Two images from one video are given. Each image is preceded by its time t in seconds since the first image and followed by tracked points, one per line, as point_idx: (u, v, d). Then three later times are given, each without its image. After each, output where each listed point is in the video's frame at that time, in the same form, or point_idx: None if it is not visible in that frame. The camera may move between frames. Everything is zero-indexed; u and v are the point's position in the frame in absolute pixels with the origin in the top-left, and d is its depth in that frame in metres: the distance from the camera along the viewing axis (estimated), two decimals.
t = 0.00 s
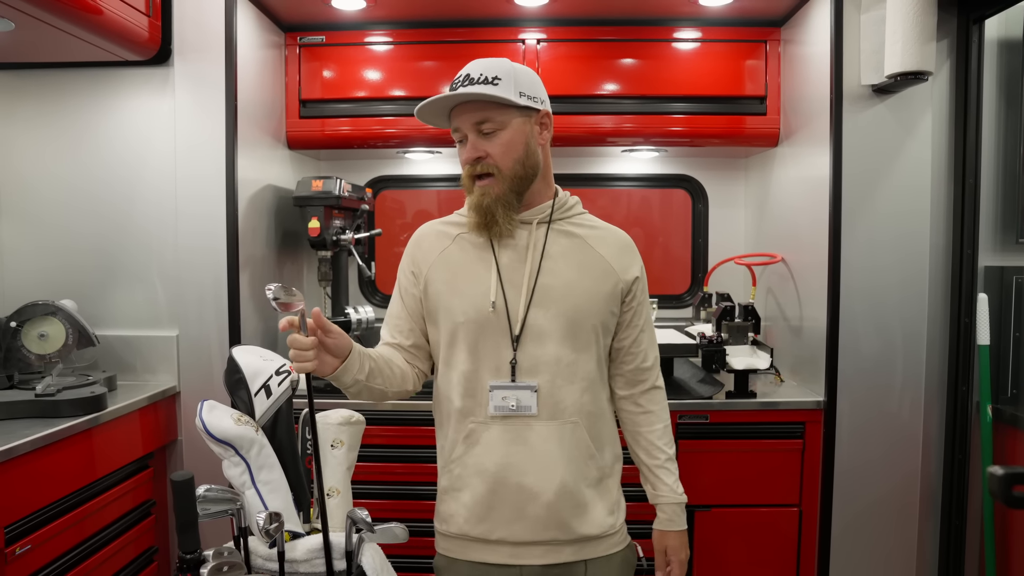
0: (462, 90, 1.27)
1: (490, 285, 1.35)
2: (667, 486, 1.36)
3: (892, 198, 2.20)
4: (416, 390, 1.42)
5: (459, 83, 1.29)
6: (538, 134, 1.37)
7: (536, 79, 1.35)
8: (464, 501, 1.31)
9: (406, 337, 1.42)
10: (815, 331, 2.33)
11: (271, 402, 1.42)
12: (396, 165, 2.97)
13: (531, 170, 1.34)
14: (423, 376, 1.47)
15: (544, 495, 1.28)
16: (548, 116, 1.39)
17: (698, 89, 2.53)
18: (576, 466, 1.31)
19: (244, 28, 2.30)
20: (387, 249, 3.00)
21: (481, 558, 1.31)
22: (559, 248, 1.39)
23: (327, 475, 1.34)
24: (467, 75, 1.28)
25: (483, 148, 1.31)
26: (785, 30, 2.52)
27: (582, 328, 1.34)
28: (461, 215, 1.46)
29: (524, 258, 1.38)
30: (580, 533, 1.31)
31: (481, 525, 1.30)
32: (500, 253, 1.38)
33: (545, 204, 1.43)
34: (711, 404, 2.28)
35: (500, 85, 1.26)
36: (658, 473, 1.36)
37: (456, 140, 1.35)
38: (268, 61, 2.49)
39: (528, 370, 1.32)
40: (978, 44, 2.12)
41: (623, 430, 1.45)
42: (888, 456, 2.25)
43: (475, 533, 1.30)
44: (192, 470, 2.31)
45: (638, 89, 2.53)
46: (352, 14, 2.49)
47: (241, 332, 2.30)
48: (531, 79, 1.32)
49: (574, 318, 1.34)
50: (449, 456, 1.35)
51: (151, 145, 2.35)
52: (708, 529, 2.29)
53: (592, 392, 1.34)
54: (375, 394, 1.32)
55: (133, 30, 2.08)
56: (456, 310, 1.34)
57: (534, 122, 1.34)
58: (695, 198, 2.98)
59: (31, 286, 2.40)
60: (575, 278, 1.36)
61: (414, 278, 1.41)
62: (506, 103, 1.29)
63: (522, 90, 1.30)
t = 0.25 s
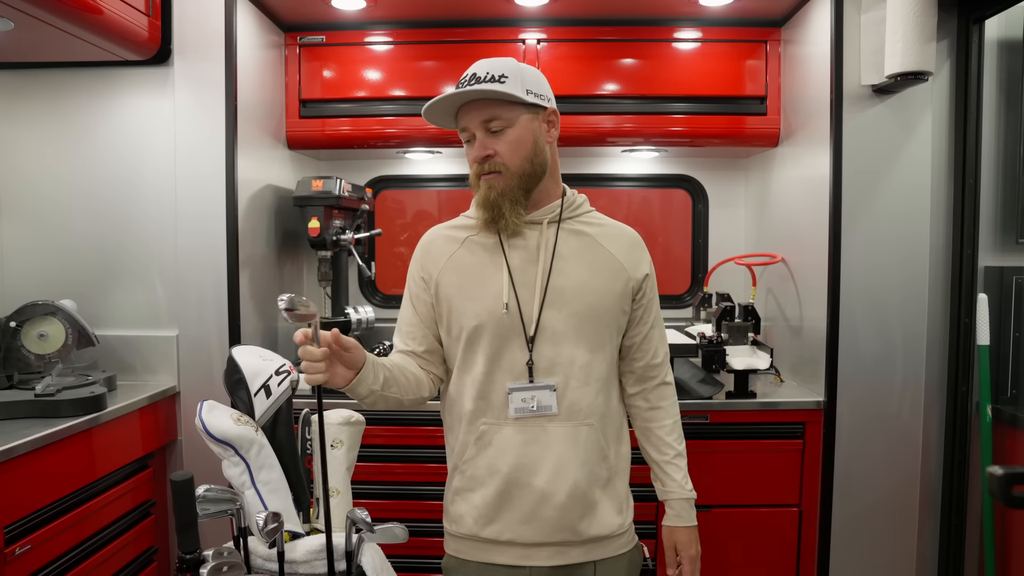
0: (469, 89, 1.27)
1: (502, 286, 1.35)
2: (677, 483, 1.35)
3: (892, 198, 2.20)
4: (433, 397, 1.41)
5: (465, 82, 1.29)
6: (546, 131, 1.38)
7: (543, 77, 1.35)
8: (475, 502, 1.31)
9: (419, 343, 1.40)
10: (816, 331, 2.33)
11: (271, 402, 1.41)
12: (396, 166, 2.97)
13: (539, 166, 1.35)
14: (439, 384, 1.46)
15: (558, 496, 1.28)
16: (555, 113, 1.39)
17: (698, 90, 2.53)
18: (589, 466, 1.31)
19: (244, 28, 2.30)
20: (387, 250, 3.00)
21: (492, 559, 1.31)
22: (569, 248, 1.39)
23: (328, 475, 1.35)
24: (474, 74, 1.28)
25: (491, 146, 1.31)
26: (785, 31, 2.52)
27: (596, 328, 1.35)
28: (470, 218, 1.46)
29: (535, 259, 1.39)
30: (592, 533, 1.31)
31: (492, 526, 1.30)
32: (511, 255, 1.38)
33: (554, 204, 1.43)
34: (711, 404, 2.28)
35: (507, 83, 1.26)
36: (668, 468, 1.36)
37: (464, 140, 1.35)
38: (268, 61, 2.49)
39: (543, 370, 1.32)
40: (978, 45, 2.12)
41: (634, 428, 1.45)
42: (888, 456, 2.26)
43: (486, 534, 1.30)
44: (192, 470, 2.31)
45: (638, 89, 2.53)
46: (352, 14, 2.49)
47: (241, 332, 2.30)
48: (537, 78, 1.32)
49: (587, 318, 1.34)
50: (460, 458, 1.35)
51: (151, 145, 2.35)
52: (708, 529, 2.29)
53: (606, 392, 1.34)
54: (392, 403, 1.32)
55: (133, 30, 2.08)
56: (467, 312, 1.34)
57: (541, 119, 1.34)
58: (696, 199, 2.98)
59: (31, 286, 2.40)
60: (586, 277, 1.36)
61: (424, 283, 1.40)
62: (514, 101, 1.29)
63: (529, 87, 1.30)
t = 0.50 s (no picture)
0: (483, 90, 1.26)
1: (506, 287, 1.35)
2: (680, 486, 1.35)
3: (891, 199, 2.20)
4: (432, 393, 1.42)
5: (476, 82, 1.28)
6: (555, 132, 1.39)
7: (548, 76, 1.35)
8: (478, 504, 1.31)
9: (424, 344, 1.41)
10: (815, 331, 2.33)
11: (269, 402, 1.42)
12: (396, 166, 2.97)
13: (552, 167, 1.35)
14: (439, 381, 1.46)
15: (560, 499, 1.28)
16: (562, 114, 1.40)
17: (697, 90, 2.53)
18: (592, 468, 1.31)
19: (244, 27, 2.30)
20: (387, 250, 3.00)
21: (495, 561, 1.31)
22: (574, 249, 1.39)
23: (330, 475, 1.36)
24: (484, 74, 1.27)
25: (506, 147, 1.30)
26: (785, 31, 2.52)
27: (599, 330, 1.34)
28: (474, 218, 1.46)
29: (540, 260, 1.38)
30: (594, 536, 1.30)
31: (495, 528, 1.30)
32: (515, 256, 1.38)
33: (559, 205, 1.42)
34: (710, 404, 2.28)
35: (521, 84, 1.26)
36: (673, 472, 1.36)
37: (475, 143, 1.34)
38: (268, 61, 2.49)
39: (548, 372, 1.32)
40: (978, 46, 2.12)
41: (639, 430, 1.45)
42: (887, 457, 2.26)
43: (489, 536, 1.30)
44: (191, 470, 2.30)
45: (638, 90, 2.53)
46: (352, 13, 2.49)
47: (240, 332, 2.29)
48: (546, 77, 1.32)
49: (591, 319, 1.34)
50: (463, 459, 1.35)
51: (150, 144, 2.34)
52: (707, 529, 2.29)
53: (609, 394, 1.34)
54: (395, 396, 1.32)
55: (133, 29, 2.08)
56: (472, 313, 1.34)
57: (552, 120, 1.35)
58: (695, 199, 2.98)
59: (30, 286, 2.39)
60: (591, 279, 1.36)
61: (428, 283, 1.40)
62: (527, 102, 1.29)
63: (540, 88, 1.30)
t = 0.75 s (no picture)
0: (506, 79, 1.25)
1: (506, 288, 1.35)
2: (678, 491, 1.35)
3: (887, 199, 2.21)
4: (430, 394, 1.41)
5: (498, 71, 1.26)
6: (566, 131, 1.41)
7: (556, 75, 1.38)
8: (475, 505, 1.31)
9: (423, 344, 1.40)
10: (811, 331, 2.33)
11: (266, 403, 1.41)
12: (393, 165, 2.96)
13: (567, 162, 1.37)
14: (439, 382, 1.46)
15: (558, 501, 1.28)
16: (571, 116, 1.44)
17: (694, 90, 2.54)
18: (591, 471, 1.30)
19: (240, 27, 2.29)
20: (384, 249, 2.99)
21: (492, 562, 1.31)
22: (575, 250, 1.39)
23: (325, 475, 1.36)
24: (506, 65, 1.26)
25: (528, 136, 1.31)
26: (781, 32, 2.53)
27: (601, 330, 1.34)
28: (475, 218, 1.46)
29: (540, 260, 1.39)
30: (592, 539, 1.30)
31: (493, 530, 1.30)
32: (516, 256, 1.39)
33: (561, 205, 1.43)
34: (707, 405, 2.28)
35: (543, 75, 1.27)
36: (669, 476, 1.36)
37: (495, 132, 1.33)
38: (264, 60, 2.48)
39: (549, 373, 1.32)
40: (974, 46, 2.13)
41: (637, 433, 1.45)
42: (883, 456, 2.26)
43: (486, 538, 1.30)
44: (187, 471, 2.30)
45: (635, 90, 2.53)
46: (348, 13, 2.49)
47: (237, 332, 2.29)
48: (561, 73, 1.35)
49: (591, 320, 1.33)
50: (461, 460, 1.35)
51: (146, 144, 2.34)
52: (704, 529, 2.29)
53: (610, 396, 1.34)
54: (392, 395, 1.32)
55: (128, 28, 2.07)
56: (472, 312, 1.34)
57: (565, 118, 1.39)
58: (692, 199, 2.98)
59: (25, 286, 2.39)
60: (592, 280, 1.36)
61: (428, 282, 1.40)
62: (547, 94, 1.31)
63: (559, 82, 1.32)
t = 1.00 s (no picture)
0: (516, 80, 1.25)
1: (509, 288, 1.35)
2: (679, 495, 1.34)
3: (887, 199, 2.20)
4: (433, 395, 1.42)
5: (507, 72, 1.26)
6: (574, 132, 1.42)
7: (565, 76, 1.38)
8: (475, 507, 1.31)
9: (426, 343, 1.41)
10: (811, 331, 2.33)
11: (266, 403, 1.41)
12: (392, 166, 2.96)
13: (574, 164, 1.38)
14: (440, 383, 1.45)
15: (559, 503, 1.28)
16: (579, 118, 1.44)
17: (694, 90, 2.53)
18: (592, 473, 1.30)
19: (239, 27, 2.29)
20: (384, 250, 3.00)
21: (492, 565, 1.31)
22: (579, 251, 1.39)
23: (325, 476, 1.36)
24: (516, 65, 1.26)
25: (537, 139, 1.31)
26: (781, 31, 2.52)
27: (604, 332, 1.34)
28: (479, 218, 1.46)
29: (544, 261, 1.39)
30: (592, 542, 1.30)
31: (493, 532, 1.30)
32: (519, 256, 1.39)
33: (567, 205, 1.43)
34: (707, 405, 2.27)
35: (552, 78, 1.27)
36: (670, 481, 1.35)
37: (503, 133, 1.32)
38: (264, 61, 2.48)
39: (552, 373, 1.32)
40: (974, 46, 2.12)
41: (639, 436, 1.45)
42: (883, 456, 2.26)
43: (485, 540, 1.30)
44: (187, 471, 2.30)
45: (634, 90, 2.53)
46: (348, 13, 2.49)
47: (236, 332, 2.29)
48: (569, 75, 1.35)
49: (594, 321, 1.33)
50: (462, 461, 1.35)
51: (146, 144, 2.34)
52: (704, 529, 2.29)
53: (612, 398, 1.33)
54: (395, 400, 1.32)
55: (128, 29, 2.07)
56: (474, 312, 1.34)
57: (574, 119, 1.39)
58: (692, 199, 2.98)
59: (26, 286, 2.39)
60: (595, 281, 1.36)
61: (431, 281, 1.41)
62: (556, 97, 1.31)
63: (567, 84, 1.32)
